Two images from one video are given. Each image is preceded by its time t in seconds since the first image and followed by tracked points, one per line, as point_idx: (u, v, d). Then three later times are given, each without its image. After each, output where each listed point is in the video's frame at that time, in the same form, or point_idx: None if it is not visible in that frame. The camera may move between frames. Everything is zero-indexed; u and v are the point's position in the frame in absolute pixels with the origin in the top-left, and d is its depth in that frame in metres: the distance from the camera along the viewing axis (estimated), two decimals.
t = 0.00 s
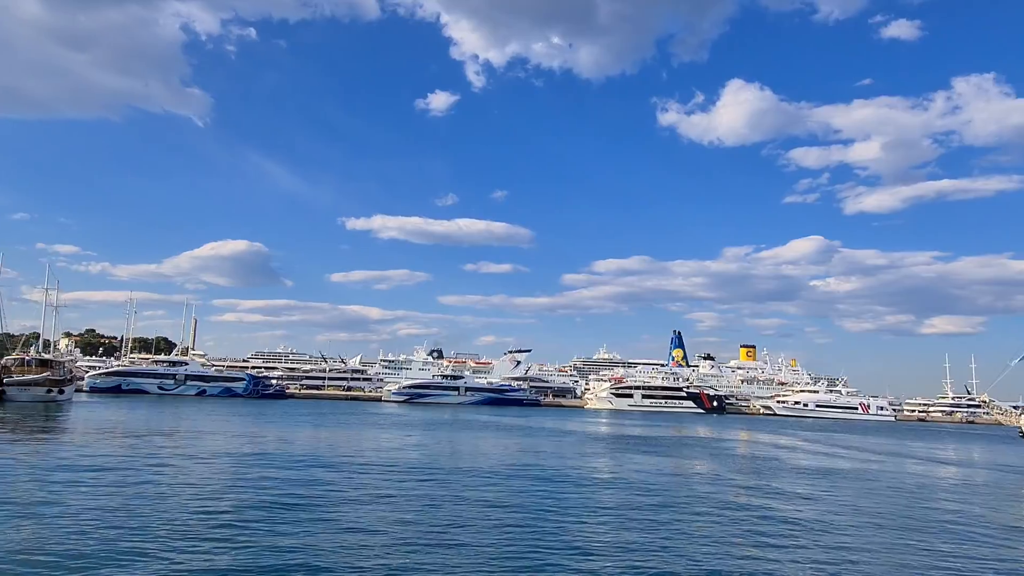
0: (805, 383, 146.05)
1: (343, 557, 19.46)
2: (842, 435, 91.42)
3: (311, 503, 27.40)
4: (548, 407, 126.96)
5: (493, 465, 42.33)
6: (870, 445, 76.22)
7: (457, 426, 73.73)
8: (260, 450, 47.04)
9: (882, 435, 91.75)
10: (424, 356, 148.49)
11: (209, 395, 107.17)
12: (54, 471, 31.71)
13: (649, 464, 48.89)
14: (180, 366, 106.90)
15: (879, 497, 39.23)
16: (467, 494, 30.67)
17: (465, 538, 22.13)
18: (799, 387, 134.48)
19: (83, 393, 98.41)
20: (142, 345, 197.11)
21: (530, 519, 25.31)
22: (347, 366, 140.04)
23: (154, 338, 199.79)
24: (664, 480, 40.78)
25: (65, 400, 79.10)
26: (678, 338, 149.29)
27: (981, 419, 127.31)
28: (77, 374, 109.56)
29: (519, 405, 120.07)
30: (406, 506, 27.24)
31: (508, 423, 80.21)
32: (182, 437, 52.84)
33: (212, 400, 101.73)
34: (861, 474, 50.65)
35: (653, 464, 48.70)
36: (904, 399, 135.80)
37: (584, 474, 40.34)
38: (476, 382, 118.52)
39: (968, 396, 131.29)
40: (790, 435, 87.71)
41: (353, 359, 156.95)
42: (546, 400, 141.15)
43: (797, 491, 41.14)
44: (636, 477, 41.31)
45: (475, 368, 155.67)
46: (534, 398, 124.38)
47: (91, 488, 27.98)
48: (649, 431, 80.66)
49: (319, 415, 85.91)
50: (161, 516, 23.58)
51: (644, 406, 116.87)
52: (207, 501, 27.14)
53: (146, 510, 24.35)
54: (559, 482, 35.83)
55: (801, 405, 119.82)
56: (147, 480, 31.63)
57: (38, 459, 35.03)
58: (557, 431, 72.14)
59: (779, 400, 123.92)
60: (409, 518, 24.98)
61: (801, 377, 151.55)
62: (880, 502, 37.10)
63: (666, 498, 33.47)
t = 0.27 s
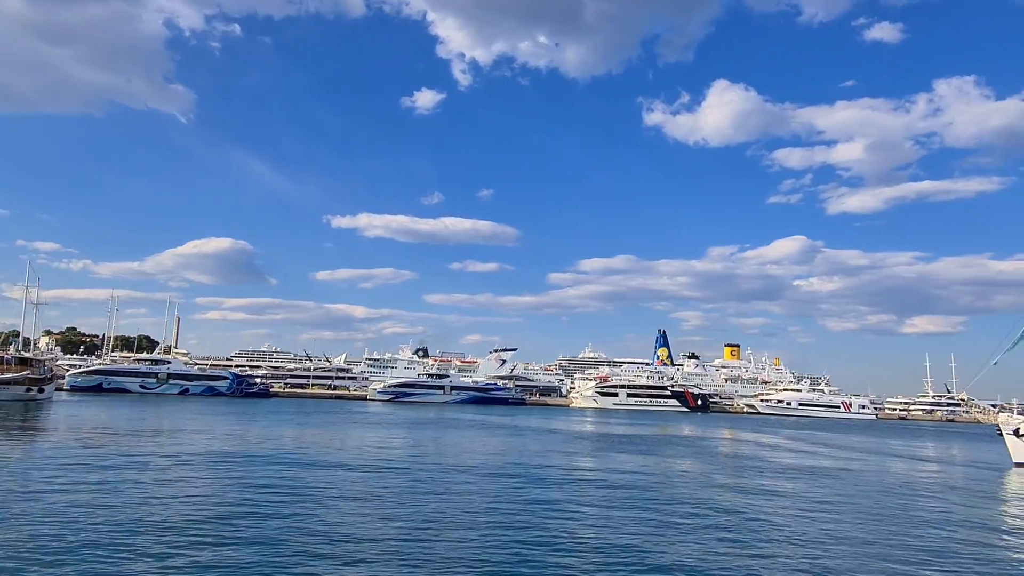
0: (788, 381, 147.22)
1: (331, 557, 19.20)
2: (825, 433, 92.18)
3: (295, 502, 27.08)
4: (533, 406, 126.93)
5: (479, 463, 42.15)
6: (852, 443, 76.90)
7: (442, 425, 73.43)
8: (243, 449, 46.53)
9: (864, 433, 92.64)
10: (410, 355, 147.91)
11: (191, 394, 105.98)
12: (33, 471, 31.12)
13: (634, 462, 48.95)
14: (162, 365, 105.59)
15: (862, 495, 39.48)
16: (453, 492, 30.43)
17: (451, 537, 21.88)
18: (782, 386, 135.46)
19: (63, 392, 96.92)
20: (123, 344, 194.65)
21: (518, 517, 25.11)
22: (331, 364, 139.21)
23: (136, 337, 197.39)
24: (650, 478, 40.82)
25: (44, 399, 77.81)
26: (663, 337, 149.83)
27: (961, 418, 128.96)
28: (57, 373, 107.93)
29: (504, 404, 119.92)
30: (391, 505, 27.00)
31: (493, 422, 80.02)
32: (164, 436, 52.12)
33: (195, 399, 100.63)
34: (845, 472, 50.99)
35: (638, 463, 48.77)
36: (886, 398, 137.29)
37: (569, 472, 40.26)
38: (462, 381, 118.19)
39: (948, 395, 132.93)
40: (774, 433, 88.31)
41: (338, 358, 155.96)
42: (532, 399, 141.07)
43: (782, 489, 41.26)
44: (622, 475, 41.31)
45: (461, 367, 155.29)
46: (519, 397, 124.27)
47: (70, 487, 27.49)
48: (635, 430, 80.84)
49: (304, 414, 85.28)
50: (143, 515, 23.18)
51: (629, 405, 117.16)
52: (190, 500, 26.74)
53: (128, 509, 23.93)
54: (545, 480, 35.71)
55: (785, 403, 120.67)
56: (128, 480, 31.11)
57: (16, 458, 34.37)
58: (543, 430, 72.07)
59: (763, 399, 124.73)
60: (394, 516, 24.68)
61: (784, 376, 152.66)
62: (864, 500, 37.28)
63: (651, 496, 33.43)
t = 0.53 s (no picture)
0: (771, 381, 148.41)
1: (315, 557, 18.98)
2: (807, 432, 92.99)
3: (278, 502, 26.83)
4: (517, 406, 126.92)
5: (463, 463, 42.04)
6: (834, 442, 77.65)
7: (427, 425, 73.16)
8: (226, 449, 46.04)
9: (845, 432, 93.56)
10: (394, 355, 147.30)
11: (173, 394, 104.73)
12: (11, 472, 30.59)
13: (618, 462, 49.06)
14: (143, 365, 104.27)
15: (844, 494, 39.72)
16: (436, 492, 30.17)
17: (435, 537, 21.62)
18: (765, 385, 136.54)
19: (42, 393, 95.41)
20: (104, 344, 192.05)
21: (502, 517, 24.90)
22: (315, 365, 138.27)
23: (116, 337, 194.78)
24: (634, 477, 40.93)
25: (22, 399, 76.52)
26: (647, 337, 150.45)
27: (940, 417, 130.67)
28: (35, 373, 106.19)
29: (489, 404, 119.77)
30: (375, 504, 26.84)
31: (478, 422, 79.88)
32: (145, 437, 51.46)
33: (176, 399, 99.48)
34: (826, 471, 51.36)
35: (622, 462, 48.89)
36: (866, 397, 138.81)
37: (554, 472, 40.27)
38: (446, 381, 117.86)
39: (927, 394, 134.64)
40: (756, 432, 88.96)
41: (322, 358, 154.90)
42: (516, 399, 141.01)
43: (765, 488, 41.41)
44: (606, 474, 41.38)
45: (445, 367, 154.91)
46: (504, 397, 124.20)
47: (50, 488, 27.04)
48: (619, 430, 81.07)
49: (287, 414, 84.60)
50: (125, 516, 22.85)
51: (613, 404, 117.52)
52: (173, 501, 26.42)
53: (109, 510, 23.58)
54: (529, 480, 35.66)
55: (767, 403, 121.60)
56: (109, 481, 30.66)
57: None
58: (527, 429, 71.98)
59: (745, 398, 125.63)
60: (377, 517, 24.38)
61: (766, 376, 153.89)
62: (845, 499, 37.50)
63: (635, 495, 33.40)
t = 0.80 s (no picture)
0: (747, 378, 149.87)
1: (289, 557, 18.78)
2: (782, 429, 94.09)
3: (254, 503, 26.52)
4: (496, 405, 126.67)
5: (441, 462, 41.81)
6: (809, 438, 78.55)
7: (405, 424, 72.69)
8: (202, 451, 45.38)
9: (820, 429, 94.80)
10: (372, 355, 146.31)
11: (147, 396, 102.97)
12: None
13: (597, 459, 49.19)
14: (117, 366, 102.35)
15: (818, 489, 40.16)
16: (414, 491, 29.93)
17: (413, 536, 21.41)
18: (741, 383, 137.80)
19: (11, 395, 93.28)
20: (76, 344, 188.27)
21: (480, 515, 24.83)
22: (292, 364, 136.85)
23: (88, 337, 191.03)
24: (611, 475, 41.02)
25: None
26: (625, 336, 151.13)
27: (912, 413, 132.95)
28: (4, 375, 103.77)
29: (468, 403, 119.45)
30: (351, 503, 26.64)
31: (457, 421, 79.59)
32: (118, 439, 50.48)
33: (151, 401, 97.82)
34: (801, 467, 51.95)
35: (600, 460, 49.02)
36: (840, 394, 140.79)
37: (531, 470, 40.23)
38: (425, 381, 117.28)
39: (899, 391, 136.88)
40: (733, 430, 89.72)
41: (299, 358, 153.32)
42: (495, 398, 140.80)
43: (741, 484, 41.73)
44: (584, 472, 41.44)
45: (424, 367, 154.22)
46: (483, 396, 123.94)
47: (18, 491, 26.44)
48: (598, 428, 81.25)
49: (263, 415, 83.56)
50: (95, 518, 22.40)
51: (591, 403, 117.84)
52: (145, 503, 25.98)
53: (79, 512, 23.13)
54: (508, 478, 35.59)
55: (743, 400, 122.79)
56: (79, 483, 30.03)
57: None
58: (506, 428, 71.88)
59: (722, 395, 126.68)
60: (354, 516, 24.10)
61: (743, 373, 155.35)
62: (819, 494, 37.91)
63: (613, 492, 33.45)
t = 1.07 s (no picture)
0: (718, 376, 151.47)
1: (260, 557, 18.38)
2: (753, 425, 95.23)
3: (224, 504, 25.94)
4: (470, 404, 126.19)
5: (415, 461, 41.46)
6: (778, 434, 79.59)
7: (378, 424, 71.95)
8: (169, 452, 44.35)
9: (789, 425, 96.13)
10: (344, 354, 144.75)
11: (112, 397, 100.48)
12: None
13: (570, 458, 49.21)
14: (81, 366, 99.70)
15: (789, 485, 40.55)
16: (387, 491, 29.50)
17: (386, 536, 21.01)
18: (712, 380, 139.23)
19: None
20: (38, 345, 183.19)
21: (455, 513, 24.60)
22: (262, 365, 134.73)
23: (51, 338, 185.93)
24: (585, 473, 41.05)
25: None
26: (598, 334, 151.72)
27: (877, 408, 135.61)
28: None
29: (441, 402, 118.80)
30: (324, 503, 26.20)
31: (430, 421, 79.01)
32: (81, 441, 49.09)
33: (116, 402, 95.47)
34: (771, 463, 52.57)
35: (574, 458, 49.05)
36: (808, 391, 143.03)
37: (505, 469, 40.08)
38: (398, 380, 116.35)
39: (865, 387, 139.54)
40: (704, 427, 90.55)
41: (270, 358, 151.00)
42: (468, 397, 140.29)
43: (713, 481, 41.96)
44: (557, 470, 41.40)
45: (397, 366, 153.05)
46: (456, 395, 123.37)
47: None
48: (571, 426, 81.33)
49: (233, 415, 82.05)
50: (57, 521, 21.69)
51: (564, 401, 118.03)
52: (110, 505, 25.25)
53: (40, 515, 22.37)
54: (482, 477, 35.38)
55: (714, 397, 124.04)
56: (41, 486, 29.09)
57: None
58: (480, 427, 71.53)
59: (693, 393, 127.87)
60: (327, 516, 23.70)
61: (713, 371, 157.00)
62: (790, 490, 38.25)
63: (587, 490, 33.34)
